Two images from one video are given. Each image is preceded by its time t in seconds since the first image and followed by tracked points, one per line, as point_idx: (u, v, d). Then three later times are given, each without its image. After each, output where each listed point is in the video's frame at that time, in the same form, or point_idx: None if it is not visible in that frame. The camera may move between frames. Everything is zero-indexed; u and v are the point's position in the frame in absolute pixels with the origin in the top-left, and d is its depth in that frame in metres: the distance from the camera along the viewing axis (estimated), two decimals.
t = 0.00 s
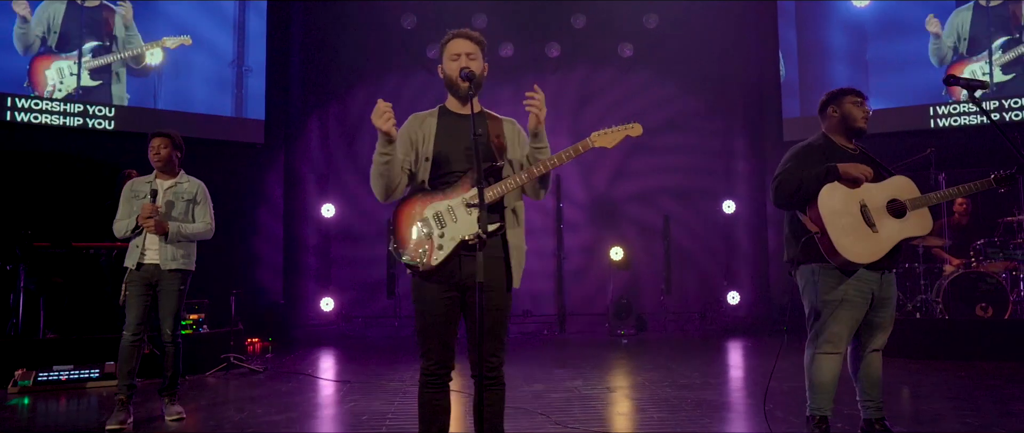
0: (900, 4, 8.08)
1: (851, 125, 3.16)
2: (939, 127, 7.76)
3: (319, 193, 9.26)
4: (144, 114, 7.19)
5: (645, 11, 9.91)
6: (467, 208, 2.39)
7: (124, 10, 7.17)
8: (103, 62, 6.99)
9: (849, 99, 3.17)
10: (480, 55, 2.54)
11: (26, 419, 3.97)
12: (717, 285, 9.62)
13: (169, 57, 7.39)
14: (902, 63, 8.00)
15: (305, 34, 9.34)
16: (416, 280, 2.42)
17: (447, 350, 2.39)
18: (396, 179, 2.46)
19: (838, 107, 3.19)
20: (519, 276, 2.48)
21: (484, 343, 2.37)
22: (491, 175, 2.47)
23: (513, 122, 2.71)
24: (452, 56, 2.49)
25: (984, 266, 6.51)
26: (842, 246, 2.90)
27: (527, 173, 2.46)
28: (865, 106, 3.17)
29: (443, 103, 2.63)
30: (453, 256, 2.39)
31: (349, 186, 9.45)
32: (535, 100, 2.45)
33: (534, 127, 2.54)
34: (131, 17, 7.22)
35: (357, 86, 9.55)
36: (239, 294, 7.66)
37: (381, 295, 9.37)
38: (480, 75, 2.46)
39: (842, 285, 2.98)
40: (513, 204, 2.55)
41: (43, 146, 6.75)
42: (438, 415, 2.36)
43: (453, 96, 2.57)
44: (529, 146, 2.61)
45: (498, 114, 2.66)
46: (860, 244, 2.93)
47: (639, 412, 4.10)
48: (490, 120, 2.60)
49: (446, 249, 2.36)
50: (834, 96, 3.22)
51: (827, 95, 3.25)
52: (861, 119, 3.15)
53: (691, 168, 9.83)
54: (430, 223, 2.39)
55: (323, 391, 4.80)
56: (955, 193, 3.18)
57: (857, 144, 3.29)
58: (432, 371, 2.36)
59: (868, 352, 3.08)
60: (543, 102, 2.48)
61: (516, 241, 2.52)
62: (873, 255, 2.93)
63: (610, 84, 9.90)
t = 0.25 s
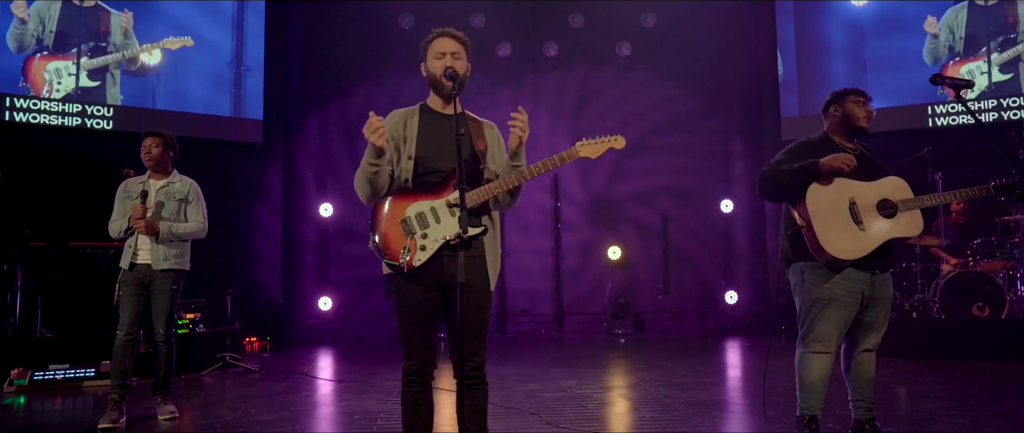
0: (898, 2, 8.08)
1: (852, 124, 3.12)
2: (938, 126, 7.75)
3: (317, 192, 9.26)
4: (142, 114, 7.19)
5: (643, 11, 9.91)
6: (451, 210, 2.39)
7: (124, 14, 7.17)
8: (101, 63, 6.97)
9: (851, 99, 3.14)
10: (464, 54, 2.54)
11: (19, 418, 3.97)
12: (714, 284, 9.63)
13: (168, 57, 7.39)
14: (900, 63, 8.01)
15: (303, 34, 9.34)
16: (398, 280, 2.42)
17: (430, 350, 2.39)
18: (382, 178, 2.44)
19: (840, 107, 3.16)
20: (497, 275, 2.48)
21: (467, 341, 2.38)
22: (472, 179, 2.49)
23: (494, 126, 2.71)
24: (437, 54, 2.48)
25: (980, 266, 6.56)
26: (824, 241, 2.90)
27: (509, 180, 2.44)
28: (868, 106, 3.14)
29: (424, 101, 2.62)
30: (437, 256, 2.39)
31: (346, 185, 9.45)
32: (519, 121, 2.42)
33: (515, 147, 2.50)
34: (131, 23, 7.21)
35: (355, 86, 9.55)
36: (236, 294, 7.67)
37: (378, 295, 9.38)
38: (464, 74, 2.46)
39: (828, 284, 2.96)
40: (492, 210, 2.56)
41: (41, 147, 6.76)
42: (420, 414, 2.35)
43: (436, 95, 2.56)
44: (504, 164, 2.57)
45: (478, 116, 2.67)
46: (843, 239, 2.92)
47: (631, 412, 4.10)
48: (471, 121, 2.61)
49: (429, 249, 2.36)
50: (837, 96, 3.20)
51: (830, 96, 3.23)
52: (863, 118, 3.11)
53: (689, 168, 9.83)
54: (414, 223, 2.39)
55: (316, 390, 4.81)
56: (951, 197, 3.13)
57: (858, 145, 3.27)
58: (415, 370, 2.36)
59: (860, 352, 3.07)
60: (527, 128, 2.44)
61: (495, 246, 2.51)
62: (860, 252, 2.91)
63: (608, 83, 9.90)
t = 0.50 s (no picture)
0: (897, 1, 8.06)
1: (851, 124, 3.06)
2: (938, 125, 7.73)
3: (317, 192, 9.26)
4: (143, 114, 7.19)
5: (643, 10, 9.90)
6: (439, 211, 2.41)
7: (127, 24, 7.20)
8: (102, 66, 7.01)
9: (852, 98, 3.07)
10: (454, 54, 2.53)
11: (16, 417, 3.97)
12: (714, 284, 9.62)
13: (169, 59, 7.38)
14: (902, 61, 8.00)
15: (304, 33, 9.34)
16: (384, 281, 2.42)
17: (419, 350, 2.38)
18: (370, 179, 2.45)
19: (840, 106, 3.10)
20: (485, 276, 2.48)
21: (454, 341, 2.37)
22: (461, 180, 2.51)
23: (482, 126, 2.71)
24: (426, 53, 2.47)
25: (980, 266, 6.57)
26: (808, 238, 2.88)
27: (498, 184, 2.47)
28: (869, 106, 3.07)
29: (412, 100, 2.61)
30: (425, 257, 2.39)
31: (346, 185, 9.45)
32: (503, 131, 2.43)
33: (498, 157, 2.50)
34: (131, 33, 7.23)
35: (355, 85, 9.55)
36: (235, 293, 7.67)
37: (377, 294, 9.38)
38: (452, 75, 2.46)
39: (818, 284, 2.92)
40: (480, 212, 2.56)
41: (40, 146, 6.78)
42: (408, 415, 2.34)
43: (425, 94, 2.55)
44: (489, 170, 2.56)
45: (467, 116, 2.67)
46: (825, 237, 2.89)
47: (626, 412, 4.10)
48: (460, 121, 2.61)
49: (417, 250, 2.37)
50: (837, 95, 3.14)
51: (831, 96, 3.16)
52: (862, 117, 3.04)
53: (688, 168, 9.82)
54: (402, 225, 2.40)
55: (314, 390, 4.81)
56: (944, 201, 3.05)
57: (857, 146, 3.21)
58: (403, 370, 2.34)
59: (854, 352, 3.03)
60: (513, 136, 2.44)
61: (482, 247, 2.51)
62: (844, 250, 2.86)
63: (608, 83, 9.89)
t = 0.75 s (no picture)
0: None
1: (849, 124, 2.99)
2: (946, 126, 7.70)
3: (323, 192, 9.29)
4: (151, 116, 7.25)
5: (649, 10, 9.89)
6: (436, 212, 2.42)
7: (132, 24, 7.24)
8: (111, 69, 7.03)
9: (853, 98, 2.99)
10: (451, 54, 2.52)
11: (22, 416, 4.01)
12: (720, 285, 9.59)
13: (175, 62, 7.44)
14: (910, 60, 7.95)
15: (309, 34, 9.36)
16: (384, 283, 2.43)
17: (418, 351, 2.39)
18: (369, 180, 2.46)
19: (839, 106, 3.03)
20: (485, 278, 2.48)
21: (453, 342, 2.37)
22: (460, 178, 2.50)
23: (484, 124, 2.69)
24: (423, 55, 2.46)
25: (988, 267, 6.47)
26: (799, 240, 2.84)
27: (495, 184, 2.46)
28: (869, 106, 2.98)
29: (412, 101, 2.62)
30: (423, 259, 2.40)
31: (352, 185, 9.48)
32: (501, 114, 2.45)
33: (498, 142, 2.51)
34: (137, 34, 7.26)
35: (359, 86, 9.55)
36: (241, 293, 7.70)
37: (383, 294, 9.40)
38: (448, 75, 2.45)
39: (815, 284, 2.87)
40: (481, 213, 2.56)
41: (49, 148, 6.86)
42: (409, 415, 2.35)
43: (423, 95, 2.55)
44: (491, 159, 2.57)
45: (467, 115, 2.66)
46: (814, 238, 2.84)
47: (629, 413, 4.09)
48: (458, 121, 2.59)
49: (414, 252, 2.37)
50: (839, 95, 3.07)
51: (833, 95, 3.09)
52: (861, 117, 2.97)
53: (694, 168, 9.78)
54: (400, 227, 2.41)
55: (318, 390, 4.82)
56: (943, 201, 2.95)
57: (859, 146, 3.13)
58: (403, 370, 2.35)
59: (854, 353, 2.97)
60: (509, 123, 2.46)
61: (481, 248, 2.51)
62: (836, 251, 2.81)
63: (614, 83, 9.87)
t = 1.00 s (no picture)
0: None
1: (851, 125, 2.80)
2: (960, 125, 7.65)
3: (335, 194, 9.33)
4: (166, 117, 7.31)
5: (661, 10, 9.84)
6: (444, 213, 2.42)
7: (145, 18, 7.25)
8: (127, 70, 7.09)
9: (854, 97, 2.81)
10: (458, 55, 2.50)
11: (36, 415, 4.06)
12: (733, 286, 9.53)
13: (189, 63, 7.46)
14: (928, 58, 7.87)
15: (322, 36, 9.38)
16: (394, 284, 2.44)
17: (427, 352, 2.38)
18: (378, 182, 2.47)
19: (841, 105, 2.85)
20: (496, 279, 2.46)
21: (462, 343, 2.38)
22: (468, 178, 2.45)
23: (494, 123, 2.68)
24: (429, 56, 2.47)
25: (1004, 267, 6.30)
26: (796, 241, 2.72)
27: (501, 183, 2.45)
28: (870, 104, 2.80)
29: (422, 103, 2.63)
30: (432, 259, 2.41)
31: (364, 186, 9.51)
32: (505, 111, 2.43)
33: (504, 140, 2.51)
34: (151, 28, 7.29)
35: (371, 87, 9.57)
36: (254, 294, 7.76)
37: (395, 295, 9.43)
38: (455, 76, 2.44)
39: (820, 285, 2.72)
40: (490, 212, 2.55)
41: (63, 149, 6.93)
42: (416, 417, 2.34)
43: (431, 96, 2.55)
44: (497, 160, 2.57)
45: (478, 114, 2.64)
46: (811, 240, 2.72)
47: (639, 414, 4.07)
48: (469, 121, 2.58)
49: (423, 253, 2.38)
50: (841, 93, 2.89)
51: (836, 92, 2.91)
52: (863, 117, 2.78)
53: (706, 168, 9.72)
54: (407, 227, 2.40)
55: (329, 390, 4.84)
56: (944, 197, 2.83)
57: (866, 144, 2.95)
58: (411, 372, 2.35)
59: (864, 355, 2.80)
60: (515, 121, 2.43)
61: (492, 248, 2.50)
62: (837, 253, 2.67)
63: (625, 83, 9.84)
